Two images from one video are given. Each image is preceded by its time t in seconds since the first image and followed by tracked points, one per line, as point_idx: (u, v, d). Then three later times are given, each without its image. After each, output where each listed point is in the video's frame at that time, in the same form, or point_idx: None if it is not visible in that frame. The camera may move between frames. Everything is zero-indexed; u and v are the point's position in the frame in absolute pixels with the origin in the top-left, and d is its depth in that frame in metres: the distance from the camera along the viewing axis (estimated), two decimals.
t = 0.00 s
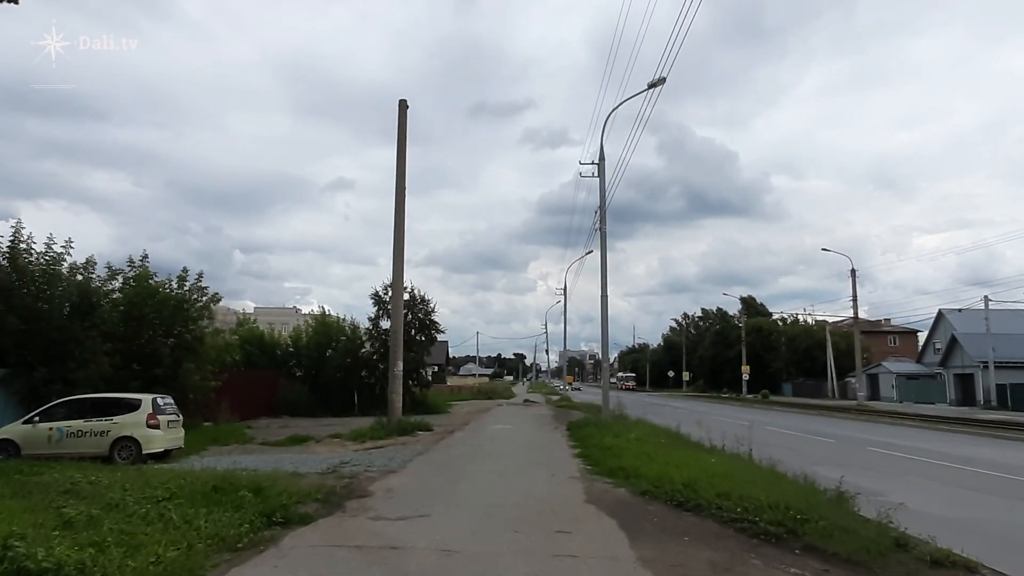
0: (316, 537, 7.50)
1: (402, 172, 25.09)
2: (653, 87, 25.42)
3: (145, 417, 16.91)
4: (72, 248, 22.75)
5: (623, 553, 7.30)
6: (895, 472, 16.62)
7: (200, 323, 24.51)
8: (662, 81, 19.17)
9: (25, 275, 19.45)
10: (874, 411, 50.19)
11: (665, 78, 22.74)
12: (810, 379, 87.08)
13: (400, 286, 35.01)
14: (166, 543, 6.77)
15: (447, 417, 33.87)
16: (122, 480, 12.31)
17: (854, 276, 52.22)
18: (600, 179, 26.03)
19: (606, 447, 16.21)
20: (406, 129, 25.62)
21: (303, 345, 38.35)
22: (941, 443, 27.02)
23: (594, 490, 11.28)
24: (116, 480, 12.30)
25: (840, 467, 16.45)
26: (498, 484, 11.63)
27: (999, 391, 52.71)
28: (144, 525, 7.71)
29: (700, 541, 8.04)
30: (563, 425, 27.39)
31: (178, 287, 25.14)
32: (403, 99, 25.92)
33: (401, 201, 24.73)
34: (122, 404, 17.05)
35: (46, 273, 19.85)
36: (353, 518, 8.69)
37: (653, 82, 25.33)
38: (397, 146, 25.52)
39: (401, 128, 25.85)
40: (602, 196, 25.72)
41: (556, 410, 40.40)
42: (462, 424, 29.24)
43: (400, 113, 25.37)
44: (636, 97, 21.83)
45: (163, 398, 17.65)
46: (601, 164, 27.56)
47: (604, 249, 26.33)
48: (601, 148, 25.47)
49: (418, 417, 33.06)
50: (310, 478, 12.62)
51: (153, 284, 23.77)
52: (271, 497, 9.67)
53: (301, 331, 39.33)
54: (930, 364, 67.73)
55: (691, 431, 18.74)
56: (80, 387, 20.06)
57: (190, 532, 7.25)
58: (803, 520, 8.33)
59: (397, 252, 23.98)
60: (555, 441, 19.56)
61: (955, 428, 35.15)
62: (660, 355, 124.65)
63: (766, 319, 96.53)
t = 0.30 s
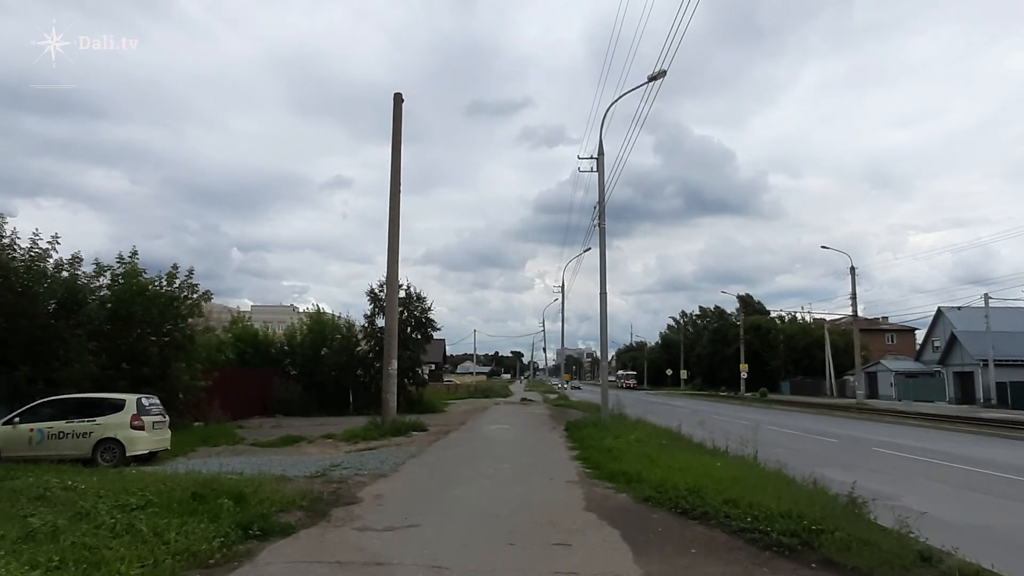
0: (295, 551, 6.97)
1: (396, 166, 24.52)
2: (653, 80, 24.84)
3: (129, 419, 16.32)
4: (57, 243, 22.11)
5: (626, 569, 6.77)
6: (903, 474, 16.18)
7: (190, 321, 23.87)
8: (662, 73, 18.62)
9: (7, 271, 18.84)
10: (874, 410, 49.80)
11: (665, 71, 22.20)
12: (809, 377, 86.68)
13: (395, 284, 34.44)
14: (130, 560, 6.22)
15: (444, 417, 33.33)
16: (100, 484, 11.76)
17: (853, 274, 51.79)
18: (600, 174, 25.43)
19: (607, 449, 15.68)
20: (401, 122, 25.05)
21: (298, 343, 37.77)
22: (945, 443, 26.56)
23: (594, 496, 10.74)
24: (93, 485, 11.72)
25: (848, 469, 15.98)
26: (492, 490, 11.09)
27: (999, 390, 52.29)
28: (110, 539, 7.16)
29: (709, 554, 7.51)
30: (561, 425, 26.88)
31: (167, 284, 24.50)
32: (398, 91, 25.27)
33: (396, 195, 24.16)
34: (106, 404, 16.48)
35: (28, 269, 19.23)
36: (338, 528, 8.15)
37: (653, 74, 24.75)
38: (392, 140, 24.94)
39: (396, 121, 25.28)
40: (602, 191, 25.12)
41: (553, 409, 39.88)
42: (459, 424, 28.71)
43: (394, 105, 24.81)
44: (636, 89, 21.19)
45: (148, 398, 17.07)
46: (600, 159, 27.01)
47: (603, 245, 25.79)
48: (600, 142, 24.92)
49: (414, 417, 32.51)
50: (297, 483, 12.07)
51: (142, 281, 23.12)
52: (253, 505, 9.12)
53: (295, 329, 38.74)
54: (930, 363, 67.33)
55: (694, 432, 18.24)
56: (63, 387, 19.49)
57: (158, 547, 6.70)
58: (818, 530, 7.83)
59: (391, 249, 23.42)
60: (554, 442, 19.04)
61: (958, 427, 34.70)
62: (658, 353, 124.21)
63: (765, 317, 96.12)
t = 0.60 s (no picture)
0: (271, 562, 6.37)
1: (394, 160, 23.96)
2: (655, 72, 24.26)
3: (113, 418, 15.74)
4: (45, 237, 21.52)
5: None
6: (917, 476, 15.61)
7: (180, 318, 23.28)
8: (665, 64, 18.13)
9: None
10: (879, 410, 49.11)
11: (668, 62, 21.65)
12: (811, 378, 86.08)
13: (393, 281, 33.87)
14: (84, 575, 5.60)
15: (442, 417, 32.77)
16: (77, 487, 11.15)
17: (857, 273, 51.20)
18: (600, 168, 24.84)
19: (609, 449, 15.06)
20: (398, 114, 24.49)
21: (295, 342, 37.21)
22: (955, 444, 25.94)
23: (597, 500, 10.12)
24: (68, 487, 11.07)
25: (859, 470, 15.40)
26: (488, 493, 10.48)
27: (1005, 390, 51.70)
28: (71, 548, 6.56)
29: (721, 565, 6.90)
30: (562, 425, 26.29)
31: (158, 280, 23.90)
32: (395, 84, 24.67)
33: (393, 190, 23.59)
34: (89, 403, 15.88)
35: (13, 264, 18.67)
36: (321, 535, 7.54)
37: (656, 66, 24.17)
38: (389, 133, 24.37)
39: (393, 113, 24.71)
40: (603, 186, 24.53)
41: (555, 409, 39.27)
42: (457, 424, 28.13)
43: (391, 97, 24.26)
44: (639, 81, 20.59)
45: (133, 397, 16.48)
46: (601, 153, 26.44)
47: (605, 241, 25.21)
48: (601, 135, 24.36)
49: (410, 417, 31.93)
50: (285, 486, 11.46)
51: (132, 278, 22.53)
52: (232, 510, 8.50)
53: (292, 328, 38.16)
54: (933, 363, 66.73)
55: (698, 433, 17.64)
56: (48, 385, 18.91)
57: (122, 558, 6.11)
58: (840, 540, 7.22)
59: (387, 244, 22.84)
60: (554, 443, 18.43)
61: (966, 428, 34.07)
62: (658, 353, 123.60)
63: (766, 317, 95.51)
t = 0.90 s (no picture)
0: None
1: (390, 155, 23.41)
2: (658, 65, 23.70)
3: (98, 420, 15.20)
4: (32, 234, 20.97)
5: None
6: (929, 481, 15.09)
7: (171, 317, 22.69)
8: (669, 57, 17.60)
9: None
10: (882, 411, 48.59)
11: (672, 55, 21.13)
12: (812, 378, 85.57)
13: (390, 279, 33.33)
14: None
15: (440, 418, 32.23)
16: (54, 493, 10.61)
17: (860, 273, 50.68)
18: (601, 165, 24.30)
19: (611, 453, 14.52)
20: (395, 109, 23.94)
21: (291, 341, 36.66)
22: (963, 447, 25.40)
23: (599, 509, 9.59)
24: (43, 493, 10.53)
25: (869, 475, 14.86)
26: (484, 502, 9.94)
27: (1009, 391, 51.22)
28: (27, 567, 6.02)
29: None
30: (562, 426, 25.73)
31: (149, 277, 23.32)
32: (391, 78, 24.10)
33: (389, 187, 23.05)
34: (73, 405, 15.35)
35: None
36: (303, 551, 7.00)
37: (659, 59, 23.61)
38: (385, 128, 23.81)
39: (390, 108, 24.15)
40: (603, 183, 23.97)
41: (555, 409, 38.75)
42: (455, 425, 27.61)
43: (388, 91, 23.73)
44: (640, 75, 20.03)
45: (119, 399, 15.94)
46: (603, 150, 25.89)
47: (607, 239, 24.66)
48: (602, 130, 23.82)
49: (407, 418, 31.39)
50: (271, 493, 10.90)
51: (122, 275, 21.96)
52: (210, 522, 7.96)
53: (289, 327, 37.61)
54: (936, 363, 66.20)
55: (702, 435, 17.11)
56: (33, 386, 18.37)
57: None
58: (862, 556, 6.69)
59: (383, 241, 22.29)
60: (554, 446, 17.89)
61: (973, 430, 33.52)
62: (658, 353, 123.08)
63: (767, 317, 95.00)
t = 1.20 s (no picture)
0: None
1: (385, 151, 22.86)
2: (660, 58, 23.14)
3: (80, 421, 14.62)
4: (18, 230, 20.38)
5: None
6: (945, 484, 14.50)
7: (159, 316, 22.11)
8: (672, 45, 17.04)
9: None
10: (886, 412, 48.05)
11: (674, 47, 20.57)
12: (812, 378, 85.03)
13: (387, 278, 32.73)
14: None
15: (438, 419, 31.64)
16: (26, 498, 10.03)
17: (863, 272, 50.14)
18: (602, 160, 23.73)
19: (614, 455, 13.96)
20: (390, 103, 23.38)
21: (287, 341, 36.07)
22: (973, 448, 24.83)
23: (603, 515, 9.02)
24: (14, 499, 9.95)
25: (881, 477, 14.31)
26: (481, 508, 9.36)
27: (1013, 391, 50.71)
28: None
29: None
30: (562, 427, 25.12)
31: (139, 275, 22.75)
32: (386, 71, 23.54)
33: (384, 182, 22.48)
34: (54, 406, 14.78)
35: None
36: (282, 563, 6.42)
37: (661, 51, 23.07)
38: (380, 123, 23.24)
39: (385, 103, 23.58)
40: (604, 179, 23.41)
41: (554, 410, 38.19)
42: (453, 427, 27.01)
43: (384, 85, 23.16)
44: (642, 67, 19.50)
45: (103, 399, 15.36)
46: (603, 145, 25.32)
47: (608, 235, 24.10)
48: (603, 124, 23.26)
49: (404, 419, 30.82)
50: (256, 498, 10.32)
51: (111, 273, 21.37)
52: (184, 531, 7.37)
53: (284, 327, 37.02)
54: (938, 363, 65.68)
55: (708, 436, 16.55)
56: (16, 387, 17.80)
57: None
58: (891, 568, 6.15)
59: (379, 238, 21.72)
60: (554, 448, 17.32)
61: (980, 430, 32.95)
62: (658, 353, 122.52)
63: (768, 317, 94.49)
